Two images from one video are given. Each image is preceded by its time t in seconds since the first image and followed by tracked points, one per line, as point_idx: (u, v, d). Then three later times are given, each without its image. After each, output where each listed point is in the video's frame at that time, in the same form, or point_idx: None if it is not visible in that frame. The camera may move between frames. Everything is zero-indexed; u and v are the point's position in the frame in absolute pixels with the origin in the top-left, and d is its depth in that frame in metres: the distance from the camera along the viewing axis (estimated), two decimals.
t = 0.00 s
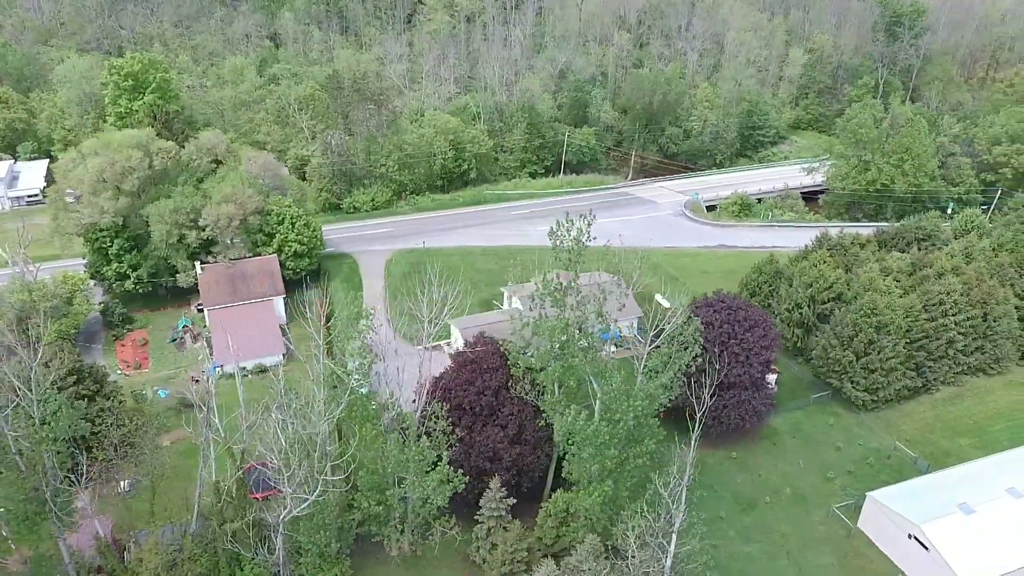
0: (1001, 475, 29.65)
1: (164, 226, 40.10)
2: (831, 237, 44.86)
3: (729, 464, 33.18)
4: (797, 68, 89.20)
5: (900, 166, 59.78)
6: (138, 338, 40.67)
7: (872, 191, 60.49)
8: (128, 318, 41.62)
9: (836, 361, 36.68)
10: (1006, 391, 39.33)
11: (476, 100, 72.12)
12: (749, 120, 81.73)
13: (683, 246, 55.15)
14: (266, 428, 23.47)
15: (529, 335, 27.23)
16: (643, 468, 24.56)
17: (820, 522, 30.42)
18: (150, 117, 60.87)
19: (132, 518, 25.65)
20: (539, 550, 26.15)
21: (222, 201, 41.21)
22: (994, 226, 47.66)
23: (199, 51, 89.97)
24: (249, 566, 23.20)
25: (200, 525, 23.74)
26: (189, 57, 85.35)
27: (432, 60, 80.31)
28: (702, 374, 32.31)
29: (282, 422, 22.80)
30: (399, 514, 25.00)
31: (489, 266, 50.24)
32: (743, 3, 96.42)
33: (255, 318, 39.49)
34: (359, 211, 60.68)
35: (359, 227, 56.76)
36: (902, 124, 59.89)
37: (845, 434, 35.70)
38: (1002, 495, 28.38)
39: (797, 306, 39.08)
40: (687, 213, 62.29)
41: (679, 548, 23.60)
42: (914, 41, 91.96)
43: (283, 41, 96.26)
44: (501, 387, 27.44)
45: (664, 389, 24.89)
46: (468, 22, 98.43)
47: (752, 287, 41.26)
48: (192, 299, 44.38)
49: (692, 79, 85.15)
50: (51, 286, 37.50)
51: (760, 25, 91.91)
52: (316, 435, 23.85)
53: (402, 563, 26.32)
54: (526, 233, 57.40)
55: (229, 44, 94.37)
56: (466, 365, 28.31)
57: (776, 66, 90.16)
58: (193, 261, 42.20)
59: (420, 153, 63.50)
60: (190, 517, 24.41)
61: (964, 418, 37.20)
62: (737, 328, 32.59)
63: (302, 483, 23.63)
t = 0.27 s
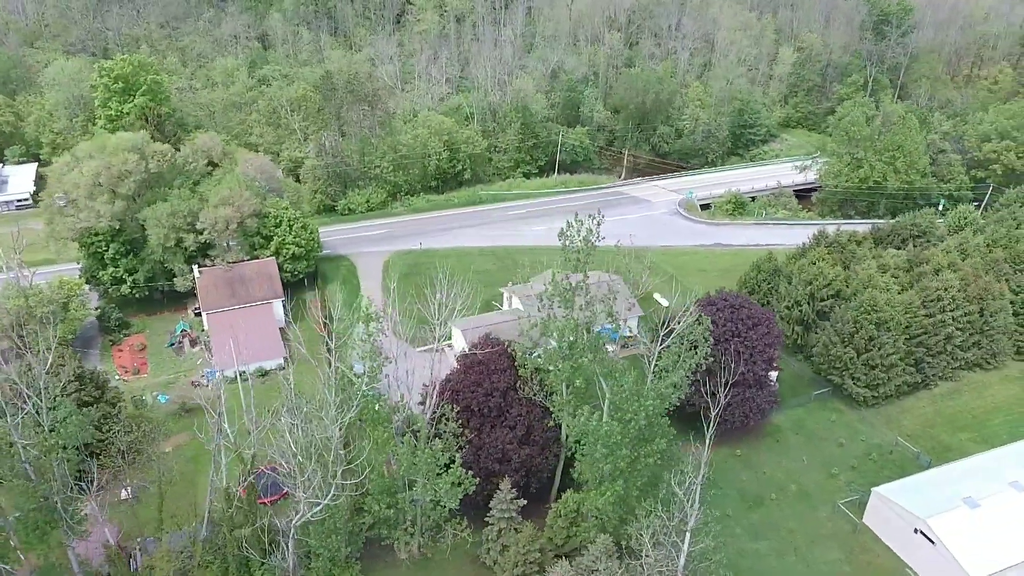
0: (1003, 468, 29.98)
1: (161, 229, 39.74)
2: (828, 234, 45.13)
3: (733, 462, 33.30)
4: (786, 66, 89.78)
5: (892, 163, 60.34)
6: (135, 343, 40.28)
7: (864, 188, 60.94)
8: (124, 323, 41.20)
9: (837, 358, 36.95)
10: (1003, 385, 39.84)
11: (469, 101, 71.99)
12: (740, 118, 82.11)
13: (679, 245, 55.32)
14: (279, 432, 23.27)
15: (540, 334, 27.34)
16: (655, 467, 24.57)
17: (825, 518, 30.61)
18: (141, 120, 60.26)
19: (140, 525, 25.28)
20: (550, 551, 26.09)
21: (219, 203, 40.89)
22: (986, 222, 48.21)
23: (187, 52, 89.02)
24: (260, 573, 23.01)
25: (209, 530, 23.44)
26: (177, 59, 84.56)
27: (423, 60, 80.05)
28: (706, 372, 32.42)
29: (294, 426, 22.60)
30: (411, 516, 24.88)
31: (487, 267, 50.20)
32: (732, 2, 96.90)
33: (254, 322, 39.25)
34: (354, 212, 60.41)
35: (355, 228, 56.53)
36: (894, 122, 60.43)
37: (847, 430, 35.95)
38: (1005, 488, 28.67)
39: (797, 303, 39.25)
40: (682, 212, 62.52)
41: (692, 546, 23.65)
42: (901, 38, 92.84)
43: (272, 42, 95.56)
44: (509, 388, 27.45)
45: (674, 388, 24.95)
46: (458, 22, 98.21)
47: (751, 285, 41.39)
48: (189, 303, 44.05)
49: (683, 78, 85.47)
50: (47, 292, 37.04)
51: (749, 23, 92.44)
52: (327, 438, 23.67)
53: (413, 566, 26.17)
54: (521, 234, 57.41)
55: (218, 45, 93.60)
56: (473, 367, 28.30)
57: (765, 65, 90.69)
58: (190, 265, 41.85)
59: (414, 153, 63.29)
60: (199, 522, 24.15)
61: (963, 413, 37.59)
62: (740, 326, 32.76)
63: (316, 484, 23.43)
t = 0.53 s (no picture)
0: (1002, 461, 30.40)
1: (156, 232, 39.31)
2: (823, 231, 45.46)
3: (736, 460, 33.43)
4: (773, 65, 90.51)
5: (881, 160, 61.03)
6: (130, 349, 39.77)
7: (854, 185, 61.61)
8: (119, 329, 40.69)
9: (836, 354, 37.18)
10: (997, 378, 40.41)
11: (461, 101, 71.87)
12: (729, 116, 82.55)
13: (674, 244, 55.50)
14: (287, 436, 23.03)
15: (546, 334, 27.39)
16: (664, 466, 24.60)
17: (829, 513, 30.81)
18: (129, 123, 59.54)
19: (145, 533, 24.95)
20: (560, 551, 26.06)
21: (214, 206, 40.50)
22: (977, 217, 48.92)
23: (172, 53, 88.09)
24: None
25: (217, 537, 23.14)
26: (162, 60, 83.70)
27: (413, 60, 79.79)
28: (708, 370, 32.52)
29: (304, 430, 22.39)
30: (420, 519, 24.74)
31: (484, 267, 50.16)
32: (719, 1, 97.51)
33: (252, 325, 38.93)
34: (347, 213, 60.07)
35: (348, 230, 56.21)
36: (883, 120, 61.08)
37: (847, 426, 36.23)
38: (1005, 481, 29.01)
39: (794, 300, 39.44)
40: (675, 210, 62.77)
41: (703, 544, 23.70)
42: (885, 36, 93.97)
43: (259, 43, 94.87)
44: (515, 389, 27.40)
45: (683, 386, 25.00)
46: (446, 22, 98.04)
47: (748, 282, 41.51)
48: (183, 307, 43.59)
49: (672, 77, 85.87)
50: (41, 298, 36.50)
51: (736, 22, 93.09)
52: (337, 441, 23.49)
53: (422, 569, 26.03)
54: (516, 234, 57.40)
55: (203, 47, 92.76)
56: (479, 368, 28.22)
57: (753, 63, 91.36)
58: (185, 269, 41.40)
59: (407, 154, 63.05)
60: (207, 530, 23.85)
61: (960, 407, 38.03)
62: (741, 324, 32.90)
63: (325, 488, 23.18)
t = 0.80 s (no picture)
0: (1001, 454, 30.77)
1: (152, 236, 38.93)
2: (818, 229, 45.78)
3: (739, 457, 33.56)
4: (761, 63, 91.06)
5: (872, 158, 61.61)
6: (126, 354, 39.32)
7: (845, 183, 62.16)
8: (114, 334, 40.24)
9: (834, 351, 37.50)
10: (991, 373, 40.93)
11: (453, 101, 71.77)
12: (719, 115, 82.97)
13: (669, 243, 55.67)
14: (298, 440, 22.92)
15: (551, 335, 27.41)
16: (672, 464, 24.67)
17: (832, 508, 31.04)
18: (118, 125, 58.88)
19: (152, 540, 24.73)
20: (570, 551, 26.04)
21: (210, 209, 40.18)
22: (968, 213, 49.51)
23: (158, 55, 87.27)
24: None
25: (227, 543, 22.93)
26: (149, 62, 82.90)
27: (403, 61, 79.57)
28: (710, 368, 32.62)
29: (315, 433, 22.27)
30: (429, 521, 24.68)
31: (481, 268, 50.16)
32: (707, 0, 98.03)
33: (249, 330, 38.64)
34: (341, 215, 59.75)
35: (342, 232, 55.91)
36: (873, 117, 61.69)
37: (846, 421, 36.52)
38: (1005, 474, 29.32)
39: (792, 297, 39.58)
40: (668, 209, 63.01)
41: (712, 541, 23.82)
42: (872, 35, 94.87)
43: (246, 44, 94.23)
44: (522, 389, 27.40)
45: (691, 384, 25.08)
46: (435, 23, 97.85)
47: (745, 280, 41.58)
48: (179, 311, 43.21)
49: (662, 76, 86.21)
50: (35, 303, 36.03)
51: (725, 22, 93.62)
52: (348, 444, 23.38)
53: (430, 571, 25.95)
54: (511, 235, 57.36)
55: (190, 48, 92.00)
56: (485, 368, 28.18)
57: (741, 62, 91.94)
58: (182, 273, 41.03)
59: (400, 155, 62.88)
60: (215, 535, 23.62)
61: (957, 401, 38.46)
62: (742, 322, 33.00)
63: (337, 492, 23.02)
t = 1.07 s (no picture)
0: (1001, 448, 31.13)
1: (148, 240, 38.49)
2: (814, 226, 46.12)
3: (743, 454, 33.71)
4: (751, 62, 91.58)
5: (863, 155, 62.17)
6: (123, 359, 38.91)
7: (837, 180, 62.72)
8: (110, 339, 39.82)
9: (834, 347, 37.79)
10: (986, 367, 41.44)
11: (445, 101, 71.60)
12: (709, 114, 83.39)
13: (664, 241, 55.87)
14: (309, 443, 22.77)
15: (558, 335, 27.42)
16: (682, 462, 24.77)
17: (836, 503, 31.26)
18: (108, 128, 58.15)
19: (160, 547, 24.50)
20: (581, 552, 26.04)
21: (206, 212, 39.78)
22: (959, 209, 50.11)
23: (144, 56, 86.32)
24: None
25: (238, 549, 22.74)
26: (135, 64, 81.97)
27: (394, 61, 79.26)
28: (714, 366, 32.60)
29: (326, 437, 22.11)
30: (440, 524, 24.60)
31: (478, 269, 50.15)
32: None
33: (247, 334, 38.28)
34: (334, 216, 59.39)
35: (337, 233, 55.62)
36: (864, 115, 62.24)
37: (846, 417, 36.81)
38: (1007, 467, 29.64)
39: (791, 295, 39.56)
40: (662, 208, 63.31)
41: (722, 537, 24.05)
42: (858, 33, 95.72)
43: (233, 45, 93.43)
44: (530, 390, 27.43)
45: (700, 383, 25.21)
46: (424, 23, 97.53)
47: (743, 278, 41.50)
48: (175, 316, 42.81)
49: (652, 75, 86.49)
50: (31, 309, 35.55)
51: (713, 21, 94.05)
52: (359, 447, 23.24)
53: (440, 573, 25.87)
54: (506, 235, 57.32)
55: (177, 49, 91.10)
56: (492, 370, 28.19)
57: (730, 61, 92.43)
58: (178, 276, 40.64)
59: (393, 156, 62.64)
60: (226, 541, 23.42)
61: (954, 395, 38.90)
62: (745, 320, 33.02)
63: (349, 496, 22.88)
